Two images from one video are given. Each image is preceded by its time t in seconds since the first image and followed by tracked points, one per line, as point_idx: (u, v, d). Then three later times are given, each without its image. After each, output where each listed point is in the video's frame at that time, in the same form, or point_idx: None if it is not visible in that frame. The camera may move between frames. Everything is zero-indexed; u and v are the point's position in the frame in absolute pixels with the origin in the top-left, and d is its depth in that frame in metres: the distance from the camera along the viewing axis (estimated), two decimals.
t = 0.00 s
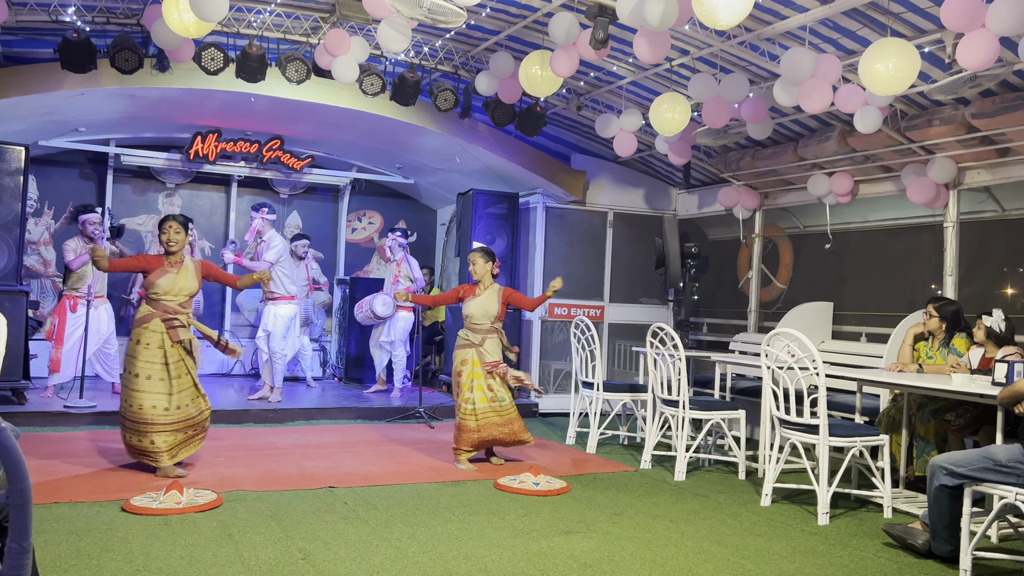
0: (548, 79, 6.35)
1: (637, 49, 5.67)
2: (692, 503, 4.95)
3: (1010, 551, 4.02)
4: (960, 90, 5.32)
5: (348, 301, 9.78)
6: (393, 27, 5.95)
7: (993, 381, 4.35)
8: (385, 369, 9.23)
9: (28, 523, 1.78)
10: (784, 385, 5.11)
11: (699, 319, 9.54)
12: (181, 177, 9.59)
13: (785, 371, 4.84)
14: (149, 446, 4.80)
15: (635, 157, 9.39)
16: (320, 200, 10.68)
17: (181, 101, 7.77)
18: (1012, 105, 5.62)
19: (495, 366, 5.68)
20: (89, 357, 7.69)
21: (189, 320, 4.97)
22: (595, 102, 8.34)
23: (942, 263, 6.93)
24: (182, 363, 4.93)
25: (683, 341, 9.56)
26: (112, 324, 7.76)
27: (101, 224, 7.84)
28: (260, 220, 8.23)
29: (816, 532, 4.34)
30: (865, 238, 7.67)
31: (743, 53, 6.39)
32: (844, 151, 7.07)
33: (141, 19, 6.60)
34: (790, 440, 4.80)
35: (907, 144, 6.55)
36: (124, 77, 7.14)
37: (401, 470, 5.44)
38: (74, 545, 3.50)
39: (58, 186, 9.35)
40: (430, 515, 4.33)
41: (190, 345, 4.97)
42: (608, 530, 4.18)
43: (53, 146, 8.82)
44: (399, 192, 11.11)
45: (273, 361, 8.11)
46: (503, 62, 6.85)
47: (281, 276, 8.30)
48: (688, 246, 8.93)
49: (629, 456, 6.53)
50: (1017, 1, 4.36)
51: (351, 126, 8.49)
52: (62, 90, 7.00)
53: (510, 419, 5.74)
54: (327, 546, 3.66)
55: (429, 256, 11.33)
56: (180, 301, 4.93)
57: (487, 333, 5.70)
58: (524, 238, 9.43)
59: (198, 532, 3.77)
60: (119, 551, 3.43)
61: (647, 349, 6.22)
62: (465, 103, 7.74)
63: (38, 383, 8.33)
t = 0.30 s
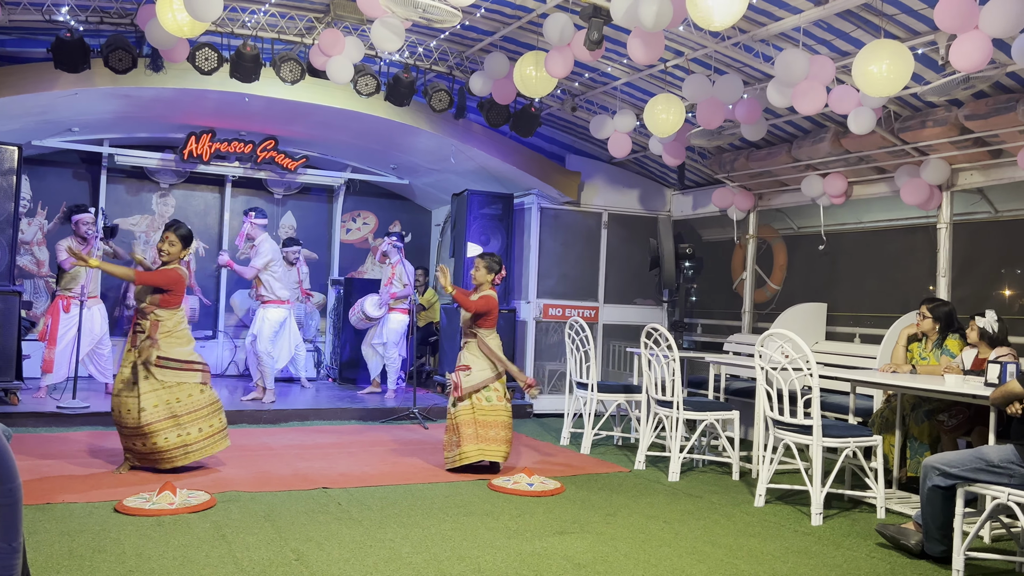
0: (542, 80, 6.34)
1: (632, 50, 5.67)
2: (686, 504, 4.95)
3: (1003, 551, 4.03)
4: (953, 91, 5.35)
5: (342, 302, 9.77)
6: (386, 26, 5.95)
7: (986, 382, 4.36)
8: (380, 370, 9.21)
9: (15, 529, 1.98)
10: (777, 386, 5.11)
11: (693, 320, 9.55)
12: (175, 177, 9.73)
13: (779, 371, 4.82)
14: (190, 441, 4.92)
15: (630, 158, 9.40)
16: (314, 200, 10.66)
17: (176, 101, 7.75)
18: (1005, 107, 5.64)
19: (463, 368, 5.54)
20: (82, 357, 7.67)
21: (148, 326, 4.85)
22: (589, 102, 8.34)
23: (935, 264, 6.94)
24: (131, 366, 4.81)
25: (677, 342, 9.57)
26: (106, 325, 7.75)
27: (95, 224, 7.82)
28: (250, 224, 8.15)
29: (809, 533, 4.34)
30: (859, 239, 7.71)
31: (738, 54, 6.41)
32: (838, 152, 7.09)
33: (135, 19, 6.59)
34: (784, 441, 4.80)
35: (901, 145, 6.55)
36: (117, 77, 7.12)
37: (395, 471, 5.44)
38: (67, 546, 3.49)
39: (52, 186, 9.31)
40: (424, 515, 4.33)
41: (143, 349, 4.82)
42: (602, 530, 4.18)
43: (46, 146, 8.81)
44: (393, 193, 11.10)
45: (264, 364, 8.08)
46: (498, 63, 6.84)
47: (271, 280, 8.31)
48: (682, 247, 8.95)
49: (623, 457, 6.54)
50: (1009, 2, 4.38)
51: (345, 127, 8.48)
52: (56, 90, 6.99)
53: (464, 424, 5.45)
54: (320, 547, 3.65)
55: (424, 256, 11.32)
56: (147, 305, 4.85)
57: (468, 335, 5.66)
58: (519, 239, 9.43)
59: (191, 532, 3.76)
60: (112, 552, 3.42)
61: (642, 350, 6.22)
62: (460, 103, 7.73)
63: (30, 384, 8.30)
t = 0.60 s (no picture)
0: (538, 81, 6.34)
1: (627, 51, 5.68)
2: (681, 504, 4.95)
3: (998, 551, 4.04)
4: (947, 93, 5.34)
5: (337, 302, 9.76)
6: (382, 27, 5.92)
7: (980, 382, 4.38)
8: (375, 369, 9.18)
9: (11, 530, 2.07)
10: (772, 387, 5.11)
11: (688, 320, 9.53)
12: (170, 177, 9.63)
13: (774, 372, 4.80)
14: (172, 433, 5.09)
15: (625, 158, 9.41)
16: (310, 200, 10.65)
17: (171, 101, 7.74)
18: (1000, 108, 5.67)
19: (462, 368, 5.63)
20: (77, 357, 7.66)
21: (148, 319, 4.83)
22: (585, 103, 8.34)
23: (930, 264, 6.94)
24: (126, 358, 4.77)
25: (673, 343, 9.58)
26: (100, 324, 7.73)
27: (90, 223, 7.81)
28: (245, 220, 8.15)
29: (804, 533, 4.35)
30: (854, 240, 7.72)
31: (733, 55, 6.42)
32: (833, 153, 7.11)
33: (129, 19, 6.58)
34: (779, 441, 4.80)
35: (896, 146, 6.56)
36: (113, 77, 7.11)
37: (390, 471, 5.43)
38: (61, 546, 3.48)
39: (46, 185, 9.29)
40: (420, 515, 4.33)
41: (146, 343, 4.81)
42: (597, 530, 4.18)
43: (41, 146, 8.79)
44: (389, 193, 11.09)
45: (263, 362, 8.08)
46: (494, 63, 6.83)
47: (268, 277, 8.29)
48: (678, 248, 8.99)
49: (618, 457, 6.54)
50: (1005, 3, 4.40)
51: (341, 127, 8.47)
52: (50, 89, 6.97)
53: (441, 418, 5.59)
54: (316, 547, 3.65)
55: (420, 257, 11.32)
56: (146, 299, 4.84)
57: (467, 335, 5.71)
58: (514, 239, 9.43)
59: (186, 533, 3.75)
60: (106, 552, 3.41)
61: (637, 350, 6.22)
62: (456, 103, 7.73)
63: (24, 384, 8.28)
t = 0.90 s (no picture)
0: (535, 80, 6.35)
1: (625, 51, 5.68)
2: (678, 503, 4.96)
3: (994, 551, 4.04)
4: (944, 93, 5.34)
5: (334, 302, 9.76)
6: (379, 27, 5.92)
7: (977, 382, 4.38)
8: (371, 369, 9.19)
9: (6, 527, 2.14)
10: (768, 387, 5.12)
11: (685, 320, 9.55)
12: (168, 176, 9.64)
13: (771, 372, 4.81)
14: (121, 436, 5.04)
15: (622, 158, 9.42)
16: (307, 200, 10.65)
17: (168, 101, 7.73)
18: (996, 109, 5.69)
19: (474, 372, 5.68)
20: (73, 358, 7.64)
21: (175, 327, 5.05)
22: (583, 103, 8.35)
23: (926, 264, 6.96)
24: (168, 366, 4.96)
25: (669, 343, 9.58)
26: (97, 324, 7.72)
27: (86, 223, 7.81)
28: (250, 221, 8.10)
29: (800, 533, 4.35)
30: (850, 240, 7.72)
31: (730, 55, 6.43)
32: (829, 153, 7.12)
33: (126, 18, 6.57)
34: (775, 441, 4.81)
35: (892, 146, 6.58)
36: (109, 76, 7.10)
37: (387, 471, 5.43)
38: (57, 547, 3.48)
39: (43, 185, 9.28)
40: (417, 515, 4.32)
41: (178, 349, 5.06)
42: (594, 530, 4.19)
43: (37, 145, 8.77)
44: (386, 193, 11.09)
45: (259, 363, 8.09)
46: (492, 63, 6.83)
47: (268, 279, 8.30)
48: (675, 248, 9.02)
49: (616, 457, 6.54)
50: (1001, 3, 4.41)
51: (338, 127, 8.47)
52: (47, 89, 6.96)
53: (448, 424, 5.61)
54: (312, 547, 3.65)
55: (417, 257, 11.31)
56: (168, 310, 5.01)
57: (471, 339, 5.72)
58: (511, 239, 9.44)
59: (182, 533, 3.74)
60: (102, 552, 3.41)
61: (634, 350, 6.22)
62: (453, 103, 7.73)
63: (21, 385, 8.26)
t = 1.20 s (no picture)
0: (534, 80, 6.35)
1: (624, 51, 5.68)
2: (676, 503, 4.96)
3: (992, 551, 4.05)
4: (943, 93, 5.34)
5: (333, 301, 9.76)
6: (378, 27, 5.92)
7: (975, 382, 4.38)
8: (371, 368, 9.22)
9: (6, 527, 2.15)
10: (767, 387, 5.12)
11: (684, 320, 9.56)
12: (166, 176, 9.72)
13: (769, 372, 4.81)
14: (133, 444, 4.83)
15: (621, 158, 9.42)
16: (306, 200, 10.64)
17: (166, 100, 7.73)
18: (994, 109, 5.69)
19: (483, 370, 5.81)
20: (72, 357, 7.64)
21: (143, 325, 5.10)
22: (581, 103, 8.35)
23: (924, 264, 6.97)
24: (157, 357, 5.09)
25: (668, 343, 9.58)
26: (96, 324, 7.72)
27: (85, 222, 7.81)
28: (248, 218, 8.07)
29: (799, 533, 4.36)
30: (848, 240, 7.72)
31: (729, 55, 6.43)
32: (828, 153, 7.12)
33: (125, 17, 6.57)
34: (774, 441, 4.81)
35: (891, 146, 6.58)
36: (108, 75, 7.09)
37: (386, 471, 5.43)
38: (56, 546, 3.47)
39: (41, 184, 9.27)
40: (416, 515, 4.32)
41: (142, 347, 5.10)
42: (592, 530, 4.19)
43: (36, 144, 8.76)
44: (385, 192, 11.08)
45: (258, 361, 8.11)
46: (491, 63, 6.83)
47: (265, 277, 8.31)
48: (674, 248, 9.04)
49: (614, 457, 6.54)
50: (999, 4, 4.41)
51: (336, 126, 8.47)
52: (45, 88, 6.95)
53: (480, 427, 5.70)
54: (311, 547, 3.64)
55: (415, 257, 11.30)
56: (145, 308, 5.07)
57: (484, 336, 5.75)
58: (510, 239, 9.43)
59: (181, 533, 3.74)
60: (101, 552, 3.40)
61: (633, 350, 6.22)
62: (452, 103, 7.72)
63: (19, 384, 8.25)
